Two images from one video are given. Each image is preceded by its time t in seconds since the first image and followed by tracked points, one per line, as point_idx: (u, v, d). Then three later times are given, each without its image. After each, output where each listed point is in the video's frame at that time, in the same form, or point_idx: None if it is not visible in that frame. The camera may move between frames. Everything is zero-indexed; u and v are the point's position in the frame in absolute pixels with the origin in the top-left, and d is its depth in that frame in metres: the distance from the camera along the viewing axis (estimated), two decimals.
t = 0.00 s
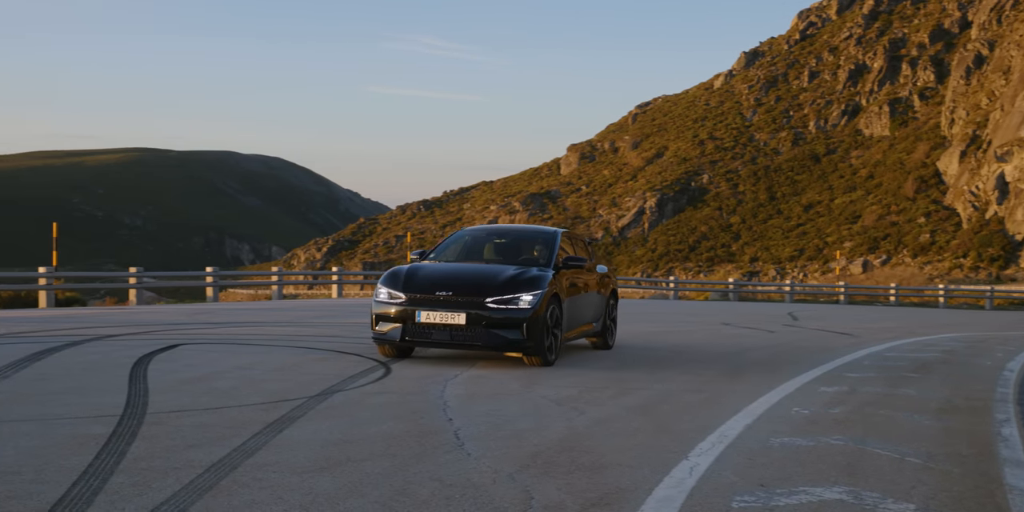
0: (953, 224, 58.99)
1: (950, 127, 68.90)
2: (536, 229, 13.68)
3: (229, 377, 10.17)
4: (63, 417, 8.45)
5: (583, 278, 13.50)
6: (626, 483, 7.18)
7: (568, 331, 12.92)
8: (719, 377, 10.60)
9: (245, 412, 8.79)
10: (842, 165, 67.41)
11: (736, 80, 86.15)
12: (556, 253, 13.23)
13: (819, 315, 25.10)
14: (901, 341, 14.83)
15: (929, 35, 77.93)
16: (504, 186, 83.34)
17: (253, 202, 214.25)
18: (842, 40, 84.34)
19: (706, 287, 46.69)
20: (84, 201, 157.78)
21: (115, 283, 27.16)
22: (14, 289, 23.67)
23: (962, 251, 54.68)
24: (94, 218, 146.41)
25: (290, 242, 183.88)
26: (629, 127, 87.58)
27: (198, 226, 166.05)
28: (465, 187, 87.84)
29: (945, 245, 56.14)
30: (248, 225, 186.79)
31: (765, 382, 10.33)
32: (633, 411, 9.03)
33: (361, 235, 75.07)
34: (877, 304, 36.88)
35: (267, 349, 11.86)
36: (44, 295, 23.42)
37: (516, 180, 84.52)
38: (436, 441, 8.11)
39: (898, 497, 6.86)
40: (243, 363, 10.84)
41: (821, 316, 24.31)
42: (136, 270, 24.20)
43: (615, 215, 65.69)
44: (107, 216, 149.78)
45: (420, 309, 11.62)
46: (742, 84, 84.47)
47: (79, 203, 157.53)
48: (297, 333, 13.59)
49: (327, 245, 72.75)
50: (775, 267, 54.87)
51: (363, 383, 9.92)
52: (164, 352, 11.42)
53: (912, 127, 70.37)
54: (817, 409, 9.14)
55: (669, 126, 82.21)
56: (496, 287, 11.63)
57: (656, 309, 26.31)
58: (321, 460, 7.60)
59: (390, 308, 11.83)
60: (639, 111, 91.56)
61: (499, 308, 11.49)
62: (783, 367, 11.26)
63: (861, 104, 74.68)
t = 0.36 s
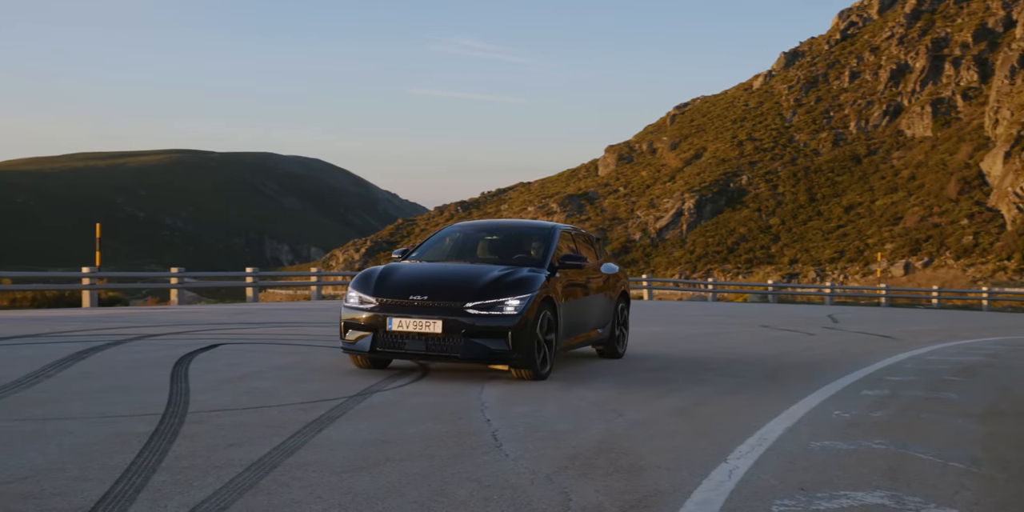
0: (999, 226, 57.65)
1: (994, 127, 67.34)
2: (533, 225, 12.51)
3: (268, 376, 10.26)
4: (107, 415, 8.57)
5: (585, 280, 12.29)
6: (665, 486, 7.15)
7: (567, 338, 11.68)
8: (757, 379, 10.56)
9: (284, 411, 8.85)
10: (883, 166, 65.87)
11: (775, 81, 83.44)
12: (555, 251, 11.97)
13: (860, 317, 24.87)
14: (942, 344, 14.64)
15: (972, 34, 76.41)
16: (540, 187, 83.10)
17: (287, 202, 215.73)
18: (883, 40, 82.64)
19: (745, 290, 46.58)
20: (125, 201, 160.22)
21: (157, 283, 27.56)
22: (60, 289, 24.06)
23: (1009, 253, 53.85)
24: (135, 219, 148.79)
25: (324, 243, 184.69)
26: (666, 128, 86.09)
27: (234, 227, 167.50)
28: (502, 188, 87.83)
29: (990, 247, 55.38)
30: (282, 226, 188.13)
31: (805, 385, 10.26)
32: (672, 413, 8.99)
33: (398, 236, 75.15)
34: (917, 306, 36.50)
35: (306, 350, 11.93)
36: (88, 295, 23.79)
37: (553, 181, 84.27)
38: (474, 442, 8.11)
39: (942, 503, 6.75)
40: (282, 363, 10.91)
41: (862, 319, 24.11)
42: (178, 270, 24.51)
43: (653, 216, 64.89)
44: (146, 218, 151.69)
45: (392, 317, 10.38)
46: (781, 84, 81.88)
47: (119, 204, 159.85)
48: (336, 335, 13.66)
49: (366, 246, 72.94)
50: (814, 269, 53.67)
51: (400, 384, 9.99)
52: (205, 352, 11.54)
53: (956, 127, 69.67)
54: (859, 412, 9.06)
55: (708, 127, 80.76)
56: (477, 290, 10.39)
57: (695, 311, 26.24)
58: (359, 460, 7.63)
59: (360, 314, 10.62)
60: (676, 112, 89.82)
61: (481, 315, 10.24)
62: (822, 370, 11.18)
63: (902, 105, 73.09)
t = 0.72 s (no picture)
0: None
1: None
2: (535, 221, 11.55)
3: (307, 374, 10.37)
4: (150, 414, 8.68)
5: (592, 282, 11.30)
6: (704, 489, 7.09)
7: (569, 346, 10.70)
8: (798, 383, 10.49)
9: (323, 411, 8.93)
10: (926, 167, 63.57)
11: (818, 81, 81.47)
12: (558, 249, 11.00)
13: (902, 320, 24.62)
14: (988, 348, 14.40)
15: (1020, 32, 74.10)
16: (579, 189, 83.30)
17: (322, 203, 217.23)
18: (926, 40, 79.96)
19: (784, 291, 46.42)
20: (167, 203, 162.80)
21: (199, 283, 27.99)
22: (104, 289, 24.45)
23: None
24: (177, 220, 151.31)
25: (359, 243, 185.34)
26: (706, 129, 84.26)
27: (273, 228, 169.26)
28: (542, 189, 87.98)
29: None
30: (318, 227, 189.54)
31: (846, 388, 10.18)
32: (711, 417, 8.95)
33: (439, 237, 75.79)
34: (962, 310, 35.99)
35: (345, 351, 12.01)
36: (130, 295, 24.15)
37: (593, 182, 84.33)
38: (513, 444, 8.10)
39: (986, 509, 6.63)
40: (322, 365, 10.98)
41: (903, 322, 23.87)
42: (219, 270, 24.83)
43: (692, 218, 64.50)
44: (189, 219, 154.02)
45: (370, 323, 9.46)
46: (822, 85, 79.46)
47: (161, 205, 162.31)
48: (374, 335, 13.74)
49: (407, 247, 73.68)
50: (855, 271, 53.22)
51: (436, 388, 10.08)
52: (245, 352, 11.64)
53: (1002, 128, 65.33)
54: (902, 416, 8.97)
55: (748, 128, 78.87)
56: (464, 294, 9.43)
57: (733, 313, 26.17)
58: (397, 461, 7.64)
59: (336, 320, 9.72)
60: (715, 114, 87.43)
61: (468, 323, 9.28)
62: (864, 373, 11.08)
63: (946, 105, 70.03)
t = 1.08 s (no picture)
0: None
1: None
2: (538, 218, 10.87)
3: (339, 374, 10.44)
4: (187, 412, 8.78)
5: (598, 284, 10.57)
6: (738, 492, 7.03)
7: (571, 352, 9.98)
8: (833, 386, 10.45)
9: (357, 412, 8.99)
10: (964, 168, 61.78)
11: (854, 82, 78.98)
12: (562, 247, 10.33)
13: (940, 323, 24.34)
14: None
15: None
16: (612, 189, 83.43)
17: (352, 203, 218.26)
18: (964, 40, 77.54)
19: (821, 293, 45.93)
20: (202, 204, 164.67)
21: (235, 282, 28.26)
22: (142, 290, 24.74)
23: None
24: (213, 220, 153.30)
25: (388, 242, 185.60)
26: (741, 130, 82.92)
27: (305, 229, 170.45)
28: (576, 191, 88.08)
29: None
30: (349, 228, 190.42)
31: (882, 392, 10.13)
32: (745, 419, 8.92)
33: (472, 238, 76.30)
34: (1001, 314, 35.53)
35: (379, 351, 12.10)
36: (166, 295, 24.38)
37: (626, 183, 84.18)
38: (546, 445, 8.09)
39: None
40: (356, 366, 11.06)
41: (942, 325, 23.61)
42: (254, 271, 25.04)
43: (726, 219, 64.15)
44: (225, 220, 155.91)
45: (351, 329, 8.85)
46: (858, 85, 76.92)
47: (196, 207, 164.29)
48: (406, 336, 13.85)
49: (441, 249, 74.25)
50: (891, 273, 52.00)
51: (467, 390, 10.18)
52: (279, 352, 11.73)
53: None
54: (939, 420, 8.89)
55: (783, 129, 76.97)
56: (454, 297, 8.76)
57: (768, 316, 26.05)
58: (431, 462, 7.65)
59: (318, 324, 9.12)
60: (750, 115, 85.94)
61: (457, 329, 8.61)
62: (900, 377, 10.99)
63: (986, 105, 67.64)
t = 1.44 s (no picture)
0: None
1: None
2: (538, 216, 10.43)
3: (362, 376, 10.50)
4: (213, 412, 8.83)
5: (602, 284, 10.13)
6: (764, 494, 6.96)
7: (572, 356, 9.52)
8: (859, 388, 10.40)
9: (383, 414, 9.02)
10: (993, 169, 60.48)
11: (880, 82, 77.39)
12: (563, 245, 9.89)
13: (968, 324, 24.15)
14: None
15: None
16: (637, 190, 83.39)
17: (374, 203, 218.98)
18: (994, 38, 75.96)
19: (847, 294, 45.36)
20: (227, 204, 165.90)
21: (261, 282, 28.44)
22: (169, 289, 24.93)
23: None
24: (238, 221, 154.53)
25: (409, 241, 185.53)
26: (767, 130, 81.80)
27: (328, 229, 171.19)
28: (602, 191, 88.17)
29: None
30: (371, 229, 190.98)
31: (909, 394, 10.06)
32: (770, 421, 8.89)
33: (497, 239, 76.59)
34: None
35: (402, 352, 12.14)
36: (193, 295, 24.56)
37: (651, 184, 83.97)
38: (570, 447, 8.07)
39: None
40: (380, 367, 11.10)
41: (970, 326, 23.46)
42: (280, 271, 25.17)
43: (751, 220, 63.79)
44: (251, 220, 157.24)
45: (335, 332, 8.32)
46: (885, 85, 75.46)
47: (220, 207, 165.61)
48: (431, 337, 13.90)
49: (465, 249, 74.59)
50: (918, 275, 51.38)
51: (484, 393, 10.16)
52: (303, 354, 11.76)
53: None
54: (966, 423, 8.81)
55: (809, 130, 75.59)
56: (445, 298, 8.29)
57: (795, 317, 25.96)
58: (454, 463, 7.61)
59: (301, 327, 8.60)
60: (776, 114, 85.06)
61: (448, 332, 8.12)
62: (927, 379, 10.90)
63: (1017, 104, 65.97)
